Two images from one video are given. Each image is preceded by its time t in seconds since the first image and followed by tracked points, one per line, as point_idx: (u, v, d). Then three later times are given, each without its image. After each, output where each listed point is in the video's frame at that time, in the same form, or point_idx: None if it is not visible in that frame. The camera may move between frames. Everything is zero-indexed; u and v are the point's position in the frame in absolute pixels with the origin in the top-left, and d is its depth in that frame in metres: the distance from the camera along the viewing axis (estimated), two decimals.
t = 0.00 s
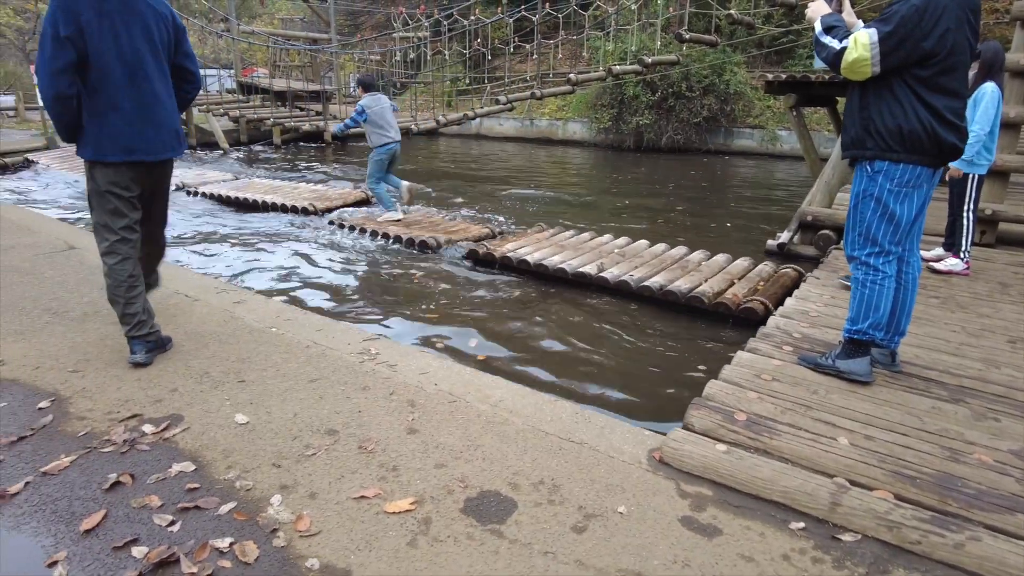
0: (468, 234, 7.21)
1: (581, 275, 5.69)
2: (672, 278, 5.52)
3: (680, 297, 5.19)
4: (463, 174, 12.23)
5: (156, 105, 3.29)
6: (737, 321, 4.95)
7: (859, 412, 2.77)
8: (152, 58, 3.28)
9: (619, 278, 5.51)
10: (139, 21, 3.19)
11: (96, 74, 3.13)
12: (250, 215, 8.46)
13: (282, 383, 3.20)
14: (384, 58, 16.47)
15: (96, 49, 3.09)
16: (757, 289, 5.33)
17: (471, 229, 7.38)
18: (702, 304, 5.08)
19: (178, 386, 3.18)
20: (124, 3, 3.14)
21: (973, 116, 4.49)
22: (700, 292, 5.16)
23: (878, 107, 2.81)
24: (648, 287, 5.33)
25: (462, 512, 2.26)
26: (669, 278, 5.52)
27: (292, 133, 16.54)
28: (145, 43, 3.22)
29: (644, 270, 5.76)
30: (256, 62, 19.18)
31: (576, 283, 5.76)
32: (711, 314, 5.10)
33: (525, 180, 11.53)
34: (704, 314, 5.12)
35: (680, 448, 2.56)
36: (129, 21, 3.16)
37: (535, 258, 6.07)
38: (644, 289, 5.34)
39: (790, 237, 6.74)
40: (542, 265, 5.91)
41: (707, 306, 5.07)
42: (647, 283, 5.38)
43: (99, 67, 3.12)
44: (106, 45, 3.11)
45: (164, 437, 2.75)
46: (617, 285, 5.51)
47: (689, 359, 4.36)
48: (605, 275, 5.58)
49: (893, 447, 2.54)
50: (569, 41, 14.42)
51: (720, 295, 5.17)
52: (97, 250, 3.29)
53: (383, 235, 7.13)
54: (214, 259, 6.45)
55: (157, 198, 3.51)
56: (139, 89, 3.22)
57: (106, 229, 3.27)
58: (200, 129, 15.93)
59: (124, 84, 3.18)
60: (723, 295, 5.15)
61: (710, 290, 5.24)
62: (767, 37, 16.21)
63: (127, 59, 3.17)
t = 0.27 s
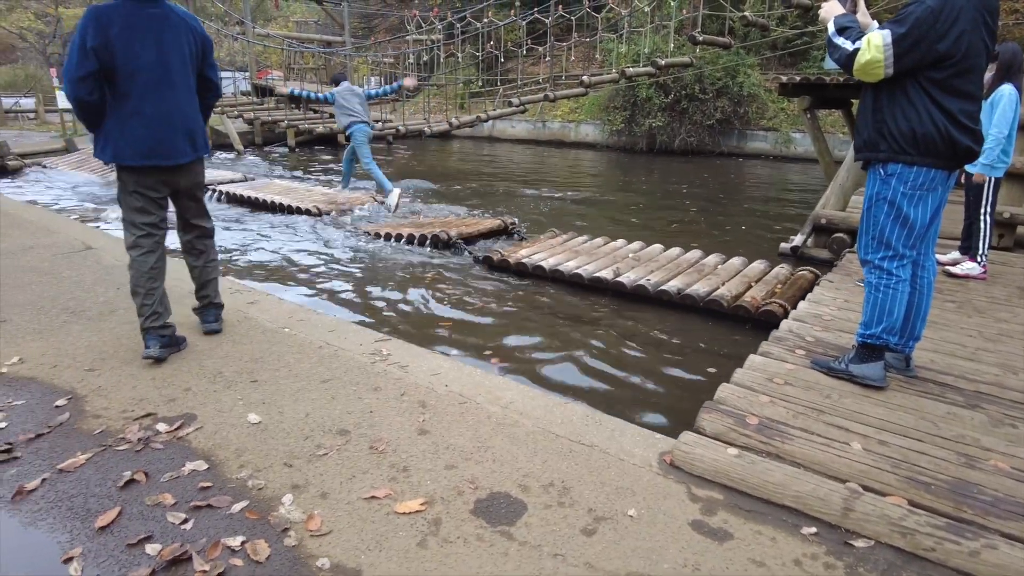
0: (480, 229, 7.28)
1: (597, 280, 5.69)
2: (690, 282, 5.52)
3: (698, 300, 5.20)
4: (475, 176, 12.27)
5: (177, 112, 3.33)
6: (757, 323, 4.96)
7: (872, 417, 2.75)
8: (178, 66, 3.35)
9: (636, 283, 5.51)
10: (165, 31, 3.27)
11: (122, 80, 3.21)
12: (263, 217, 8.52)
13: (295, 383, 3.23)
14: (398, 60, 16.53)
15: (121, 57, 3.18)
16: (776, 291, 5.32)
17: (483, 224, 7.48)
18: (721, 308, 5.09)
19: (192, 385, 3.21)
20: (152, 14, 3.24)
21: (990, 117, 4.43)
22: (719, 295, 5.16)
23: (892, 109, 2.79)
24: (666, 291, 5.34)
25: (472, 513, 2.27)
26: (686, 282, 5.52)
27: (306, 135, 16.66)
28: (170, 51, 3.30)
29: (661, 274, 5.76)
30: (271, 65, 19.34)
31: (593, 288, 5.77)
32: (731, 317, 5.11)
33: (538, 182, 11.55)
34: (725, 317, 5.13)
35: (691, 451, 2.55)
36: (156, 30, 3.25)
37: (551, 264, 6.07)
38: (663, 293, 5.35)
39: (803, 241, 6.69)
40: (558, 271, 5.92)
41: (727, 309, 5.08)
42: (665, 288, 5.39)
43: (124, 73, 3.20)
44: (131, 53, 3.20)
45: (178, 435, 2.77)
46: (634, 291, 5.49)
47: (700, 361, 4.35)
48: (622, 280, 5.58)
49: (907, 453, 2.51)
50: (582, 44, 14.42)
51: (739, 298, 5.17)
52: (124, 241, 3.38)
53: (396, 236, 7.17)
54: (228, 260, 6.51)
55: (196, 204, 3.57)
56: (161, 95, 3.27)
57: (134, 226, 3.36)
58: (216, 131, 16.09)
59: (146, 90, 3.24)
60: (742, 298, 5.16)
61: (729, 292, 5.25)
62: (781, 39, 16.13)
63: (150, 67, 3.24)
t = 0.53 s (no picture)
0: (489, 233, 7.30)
1: (607, 281, 5.69)
2: (700, 284, 5.50)
3: (708, 302, 5.18)
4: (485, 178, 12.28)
5: (204, 108, 3.49)
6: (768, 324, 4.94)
7: (884, 421, 2.72)
8: (199, 64, 3.48)
9: (645, 284, 5.51)
10: (184, 32, 3.42)
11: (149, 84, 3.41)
12: (274, 218, 8.55)
13: (305, 384, 3.24)
14: (408, 62, 16.58)
15: (146, 61, 3.37)
16: (787, 293, 5.29)
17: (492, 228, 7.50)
18: (732, 309, 5.08)
19: (202, 386, 3.23)
20: (171, 19, 3.39)
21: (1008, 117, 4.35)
22: (730, 297, 5.15)
23: (902, 111, 2.76)
24: (677, 291, 5.34)
25: (481, 515, 2.26)
26: (696, 283, 5.51)
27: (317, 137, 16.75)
28: (191, 52, 3.44)
29: (671, 276, 5.74)
30: (282, 67, 19.46)
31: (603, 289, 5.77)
32: (743, 318, 5.10)
33: (547, 184, 11.54)
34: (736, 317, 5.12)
35: (701, 455, 2.53)
36: (176, 33, 3.40)
37: (560, 265, 6.06)
38: (673, 294, 5.35)
39: (815, 242, 6.65)
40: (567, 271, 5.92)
41: (737, 311, 5.07)
42: (675, 288, 5.39)
43: (151, 77, 3.39)
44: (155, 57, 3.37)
45: (188, 435, 2.79)
46: (644, 292, 5.50)
47: (708, 363, 4.32)
48: (631, 281, 5.59)
49: (920, 457, 2.48)
50: (592, 46, 14.41)
51: (749, 299, 5.16)
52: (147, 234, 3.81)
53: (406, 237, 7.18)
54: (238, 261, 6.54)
55: (207, 197, 3.70)
56: (187, 95, 3.44)
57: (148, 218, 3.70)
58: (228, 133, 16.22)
59: (173, 91, 3.41)
60: (753, 299, 5.14)
61: (740, 294, 5.23)
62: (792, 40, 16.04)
63: (174, 68, 3.40)
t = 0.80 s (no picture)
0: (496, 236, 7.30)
1: (612, 278, 5.70)
2: (705, 283, 5.48)
3: (712, 300, 5.17)
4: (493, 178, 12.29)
5: (204, 107, 3.54)
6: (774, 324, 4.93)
7: (895, 423, 2.70)
8: (199, 64, 3.54)
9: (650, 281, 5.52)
10: (182, 33, 3.49)
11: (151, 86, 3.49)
12: (282, 218, 8.58)
13: (313, 384, 3.24)
14: (417, 63, 16.59)
15: (147, 63, 3.45)
16: (791, 294, 5.28)
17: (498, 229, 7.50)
18: (735, 307, 5.05)
19: (211, 385, 3.24)
20: (170, 22, 3.49)
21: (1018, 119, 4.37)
22: (733, 295, 5.13)
23: (911, 112, 2.74)
24: (681, 289, 5.33)
25: (488, 516, 2.26)
26: (701, 282, 5.51)
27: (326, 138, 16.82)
28: (190, 53, 3.52)
29: (676, 275, 5.74)
30: (292, 68, 19.55)
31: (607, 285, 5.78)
32: (746, 317, 5.07)
33: (555, 184, 11.53)
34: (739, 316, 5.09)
35: (710, 456, 2.52)
36: (175, 36, 3.48)
37: (567, 262, 6.09)
38: (678, 291, 5.35)
39: (825, 242, 6.62)
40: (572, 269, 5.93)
41: (740, 309, 5.04)
42: (679, 287, 5.39)
43: (153, 79, 3.47)
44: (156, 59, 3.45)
45: (198, 435, 2.80)
46: (649, 288, 5.51)
47: (717, 364, 4.30)
48: (636, 279, 5.60)
49: (931, 460, 2.46)
50: (601, 46, 14.38)
51: (753, 299, 5.14)
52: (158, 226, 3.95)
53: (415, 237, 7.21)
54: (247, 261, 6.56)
55: (215, 197, 3.74)
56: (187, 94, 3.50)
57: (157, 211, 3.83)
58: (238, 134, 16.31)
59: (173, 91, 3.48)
60: (757, 298, 5.12)
61: (744, 293, 5.22)
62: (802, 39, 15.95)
63: (174, 69, 3.47)
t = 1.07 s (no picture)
0: (497, 234, 7.32)
1: (611, 274, 5.74)
2: (703, 280, 5.49)
3: (709, 298, 5.18)
4: (499, 179, 12.29)
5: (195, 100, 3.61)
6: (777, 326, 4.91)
7: (902, 425, 2.68)
8: (187, 60, 3.61)
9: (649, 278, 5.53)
10: (170, 28, 3.55)
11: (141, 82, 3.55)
12: (289, 218, 8.61)
13: (320, 383, 3.25)
14: (424, 63, 16.61)
15: (137, 59, 3.52)
16: (789, 293, 5.29)
17: (501, 227, 7.52)
18: (731, 305, 5.06)
19: (219, 385, 3.26)
20: (157, 17, 3.55)
21: None
22: (730, 293, 5.13)
23: (916, 111, 2.72)
24: (678, 286, 5.32)
25: (493, 516, 2.26)
26: (699, 280, 5.50)
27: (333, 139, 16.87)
28: (178, 47, 3.58)
29: (675, 272, 5.74)
30: (300, 69, 19.61)
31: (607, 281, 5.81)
32: (742, 314, 5.08)
33: (561, 185, 11.52)
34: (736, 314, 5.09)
35: (716, 457, 2.52)
36: (162, 31, 3.54)
37: (569, 258, 6.12)
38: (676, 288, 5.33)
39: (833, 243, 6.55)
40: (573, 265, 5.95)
41: (736, 306, 5.05)
42: (678, 283, 5.38)
43: (143, 75, 3.54)
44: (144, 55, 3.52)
45: (205, 434, 2.82)
46: (648, 285, 5.51)
47: (724, 365, 4.28)
48: (635, 275, 5.60)
49: (939, 462, 2.45)
50: (608, 47, 14.37)
51: (750, 296, 5.14)
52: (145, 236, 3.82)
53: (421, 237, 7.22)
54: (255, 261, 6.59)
55: (209, 197, 3.77)
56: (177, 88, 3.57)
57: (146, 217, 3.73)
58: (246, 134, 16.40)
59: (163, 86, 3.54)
60: (754, 296, 5.12)
61: (741, 291, 5.22)
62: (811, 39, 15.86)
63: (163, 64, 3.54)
